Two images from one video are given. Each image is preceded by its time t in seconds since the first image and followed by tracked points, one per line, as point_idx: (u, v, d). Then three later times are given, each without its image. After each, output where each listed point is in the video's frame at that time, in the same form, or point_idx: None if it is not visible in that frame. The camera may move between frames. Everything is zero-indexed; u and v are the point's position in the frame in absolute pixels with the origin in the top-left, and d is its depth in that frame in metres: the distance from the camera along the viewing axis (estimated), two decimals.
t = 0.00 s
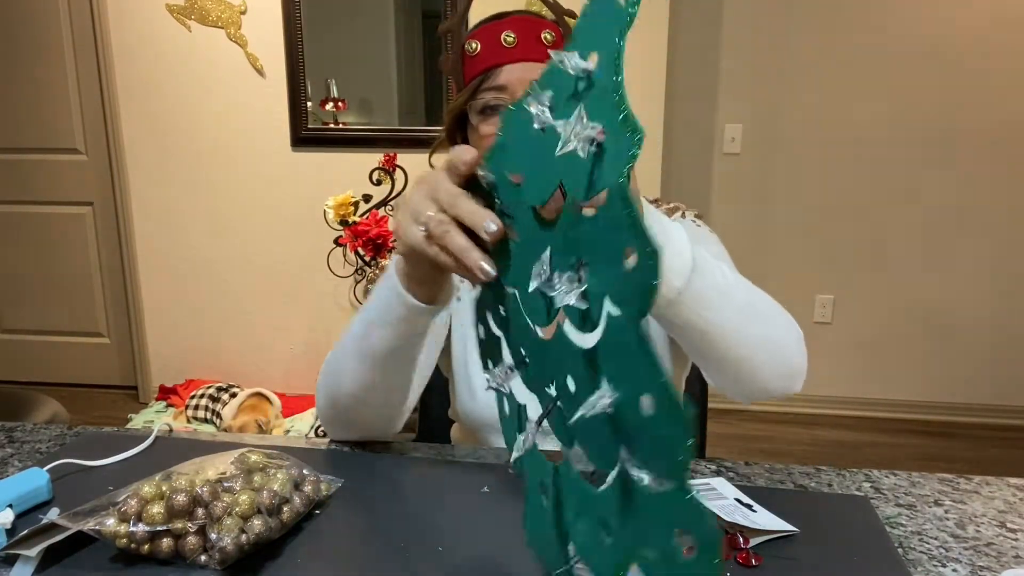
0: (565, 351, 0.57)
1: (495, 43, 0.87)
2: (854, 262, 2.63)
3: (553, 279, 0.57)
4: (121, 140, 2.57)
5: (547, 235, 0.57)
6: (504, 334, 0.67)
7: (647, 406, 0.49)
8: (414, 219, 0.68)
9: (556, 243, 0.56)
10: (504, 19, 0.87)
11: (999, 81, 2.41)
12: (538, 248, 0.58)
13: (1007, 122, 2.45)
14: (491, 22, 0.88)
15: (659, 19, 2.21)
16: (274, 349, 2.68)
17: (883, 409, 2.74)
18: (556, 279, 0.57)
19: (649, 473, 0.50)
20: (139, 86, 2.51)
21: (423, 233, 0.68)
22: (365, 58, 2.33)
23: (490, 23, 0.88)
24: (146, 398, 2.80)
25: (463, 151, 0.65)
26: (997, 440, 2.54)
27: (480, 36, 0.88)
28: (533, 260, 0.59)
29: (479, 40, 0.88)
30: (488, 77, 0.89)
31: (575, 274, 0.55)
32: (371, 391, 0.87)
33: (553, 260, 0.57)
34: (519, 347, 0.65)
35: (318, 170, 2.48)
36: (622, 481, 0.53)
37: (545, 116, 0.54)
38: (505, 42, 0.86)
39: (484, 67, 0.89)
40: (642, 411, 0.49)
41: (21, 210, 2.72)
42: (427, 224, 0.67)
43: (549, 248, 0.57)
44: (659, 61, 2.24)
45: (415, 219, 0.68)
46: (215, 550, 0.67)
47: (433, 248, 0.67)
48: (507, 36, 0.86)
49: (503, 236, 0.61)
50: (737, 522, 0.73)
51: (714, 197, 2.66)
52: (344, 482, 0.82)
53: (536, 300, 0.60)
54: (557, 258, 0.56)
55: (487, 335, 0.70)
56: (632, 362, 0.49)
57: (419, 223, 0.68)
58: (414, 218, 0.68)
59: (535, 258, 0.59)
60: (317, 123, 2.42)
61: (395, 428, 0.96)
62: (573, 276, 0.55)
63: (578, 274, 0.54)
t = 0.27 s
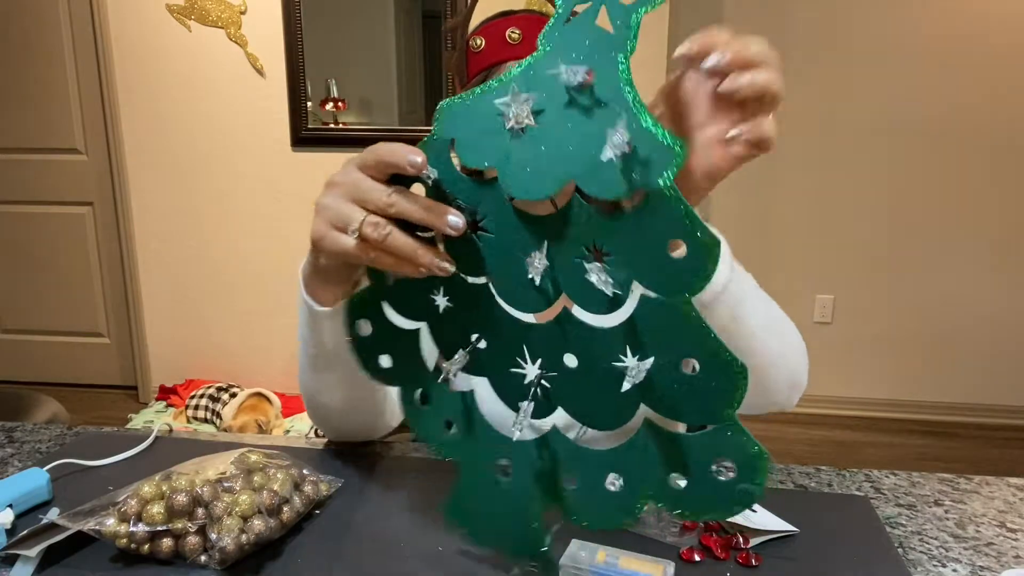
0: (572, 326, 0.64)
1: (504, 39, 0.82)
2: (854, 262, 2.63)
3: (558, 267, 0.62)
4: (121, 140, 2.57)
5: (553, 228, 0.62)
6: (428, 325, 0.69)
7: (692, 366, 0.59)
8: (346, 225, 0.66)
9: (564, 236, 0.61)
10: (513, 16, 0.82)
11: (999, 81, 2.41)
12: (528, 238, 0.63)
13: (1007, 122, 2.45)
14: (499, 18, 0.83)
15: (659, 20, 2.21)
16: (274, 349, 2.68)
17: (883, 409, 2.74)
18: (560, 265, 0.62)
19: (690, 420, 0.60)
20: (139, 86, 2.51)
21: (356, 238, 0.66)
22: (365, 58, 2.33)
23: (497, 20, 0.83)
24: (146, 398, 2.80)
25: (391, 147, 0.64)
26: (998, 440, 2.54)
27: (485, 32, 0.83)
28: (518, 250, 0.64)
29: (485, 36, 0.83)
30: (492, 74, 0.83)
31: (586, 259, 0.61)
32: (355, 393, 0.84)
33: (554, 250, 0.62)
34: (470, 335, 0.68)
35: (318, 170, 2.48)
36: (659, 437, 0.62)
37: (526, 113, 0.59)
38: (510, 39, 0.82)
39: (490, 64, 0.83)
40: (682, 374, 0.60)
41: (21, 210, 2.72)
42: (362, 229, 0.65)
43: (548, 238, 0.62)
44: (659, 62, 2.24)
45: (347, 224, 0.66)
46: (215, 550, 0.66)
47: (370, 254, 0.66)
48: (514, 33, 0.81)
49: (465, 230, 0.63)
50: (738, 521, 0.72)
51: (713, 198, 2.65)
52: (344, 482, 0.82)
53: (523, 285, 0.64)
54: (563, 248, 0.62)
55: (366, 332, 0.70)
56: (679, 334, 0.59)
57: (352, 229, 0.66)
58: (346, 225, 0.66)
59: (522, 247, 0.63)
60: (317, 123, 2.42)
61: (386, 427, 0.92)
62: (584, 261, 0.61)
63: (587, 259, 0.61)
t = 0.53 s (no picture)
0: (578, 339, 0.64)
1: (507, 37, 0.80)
2: (854, 262, 2.63)
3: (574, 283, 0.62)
4: (121, 141, 2.57)
5: (569, 246, 0.61)
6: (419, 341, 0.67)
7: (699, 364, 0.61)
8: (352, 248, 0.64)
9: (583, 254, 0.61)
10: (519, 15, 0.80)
11: (999, 81, 2.42)
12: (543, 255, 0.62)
13: (1007, 123, 2.45)
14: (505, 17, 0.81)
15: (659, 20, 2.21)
16: (274, 349, 2.68)
17: (883, 410, 2.74)
18: (575, 281, 0.62)
19: (693, 413, 0.62)
20: (139, 86, 2.51)
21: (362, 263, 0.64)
22: (365, 58, 2.33)
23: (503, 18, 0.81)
24: (146, 397, 2.80)
25: (402, 176, 0.61)
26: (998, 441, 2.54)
27: (490, 31, 0.81)
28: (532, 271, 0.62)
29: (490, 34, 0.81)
30: (497, 73, 0.82)
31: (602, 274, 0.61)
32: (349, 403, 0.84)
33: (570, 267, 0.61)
34: (468, 349, 0.66)
35: (318, 170, 2.48)
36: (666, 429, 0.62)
37: (540, 138, 0.58)
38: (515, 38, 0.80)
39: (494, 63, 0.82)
40: (689, 371, 0.61)
41: (21, 210, 2.72)
42: (368, 253, 0.63)
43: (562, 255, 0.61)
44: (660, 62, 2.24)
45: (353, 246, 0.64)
46: (215, 550, 0.66)
47: (376, 278, 0.64)
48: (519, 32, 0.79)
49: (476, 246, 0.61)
50: (737, 520, 0.73)
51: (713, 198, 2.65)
52: (343, 482, 0.82)
53: (535, 303, 0.63)
54: (580, 266, 0.61)
55: (349, 350, 0.69)
56: (689, 334, 0.60)
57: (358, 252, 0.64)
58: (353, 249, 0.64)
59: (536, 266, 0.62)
60: (317, 123, 2.42)
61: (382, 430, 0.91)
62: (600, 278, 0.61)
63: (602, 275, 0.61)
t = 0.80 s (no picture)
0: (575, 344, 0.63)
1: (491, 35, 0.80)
2: (854, 262, 2.63)
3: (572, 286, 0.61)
4: (121, 141, 2.57)
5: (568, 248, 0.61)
6: (404, 363, 0.65)
7: (696, 361, 0.61)
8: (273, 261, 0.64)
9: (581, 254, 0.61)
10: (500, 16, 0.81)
11: (999, 81, 2.41)
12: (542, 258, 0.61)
13: (1007, 123, 2.45)
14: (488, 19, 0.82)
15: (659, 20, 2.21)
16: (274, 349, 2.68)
17: (883, 409, 2.74)
18: (574, 283, 0.61)
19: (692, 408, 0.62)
20: (139, 86, 2.51)
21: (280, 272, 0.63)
22: (365, 58, 2.33)
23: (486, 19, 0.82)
24: (146, 397, 2.80)
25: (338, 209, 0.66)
26: (998, 441, 2.54)
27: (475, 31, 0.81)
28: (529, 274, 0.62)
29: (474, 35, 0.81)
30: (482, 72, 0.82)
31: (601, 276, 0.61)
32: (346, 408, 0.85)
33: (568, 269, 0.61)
34: (460, 366, 0.65)
35: (318, 170, 2.48)
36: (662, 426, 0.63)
37: (537, 140, 0.58)
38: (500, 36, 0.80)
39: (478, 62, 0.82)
40: (688, 368, 0.62)
41: (21, 211, 2.72)
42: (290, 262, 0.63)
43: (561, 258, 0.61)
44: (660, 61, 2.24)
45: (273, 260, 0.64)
46: (215, 550, 0.66)
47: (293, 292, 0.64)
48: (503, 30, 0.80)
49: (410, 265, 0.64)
50: (738, 521, 0.72)
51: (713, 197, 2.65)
52: (343, 482, 0.82)
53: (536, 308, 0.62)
54: (579, 267, 0.61)
55: (329, 378, 0.66)
56: (686, 330, 0.61)
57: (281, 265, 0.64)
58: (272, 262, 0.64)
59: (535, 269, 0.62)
60: (316, 123, 2.43)
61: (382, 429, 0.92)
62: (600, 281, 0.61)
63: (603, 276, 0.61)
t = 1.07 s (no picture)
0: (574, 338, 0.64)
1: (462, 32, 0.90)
2: (854, 262, 2.63)
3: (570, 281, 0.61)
4: (121, 141, 2.57)
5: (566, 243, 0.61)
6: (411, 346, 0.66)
7: (697, 361, 0.61)
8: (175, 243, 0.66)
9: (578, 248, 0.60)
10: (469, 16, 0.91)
11: (999, 81, 2.41)
12: (539, 251, 0.61)
13: (1007, 123, 2.45)
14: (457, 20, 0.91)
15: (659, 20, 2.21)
16: (274, 349, 2.68)
17: (883, 409, 2.74)
18: (572, 278, 0.61)
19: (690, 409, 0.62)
20: (139, 86, 2.51)
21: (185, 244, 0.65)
22: (365, 58, 2.33)
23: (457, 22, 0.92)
24: (146, 397, 2.80)
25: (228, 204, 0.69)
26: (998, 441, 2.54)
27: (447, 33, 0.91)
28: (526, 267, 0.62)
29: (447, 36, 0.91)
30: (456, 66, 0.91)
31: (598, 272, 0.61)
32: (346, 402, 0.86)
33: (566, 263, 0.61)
34: (463, 352, 0.66)
35: (318, 170, 2.48)
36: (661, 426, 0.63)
37: (537, 135, 0.58)
38: (470, 31, 0.89)
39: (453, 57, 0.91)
40: (687, 367, 0.61)
41: (21, 211, 2.72)
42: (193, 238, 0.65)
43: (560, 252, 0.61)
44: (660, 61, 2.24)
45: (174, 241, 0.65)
46: (214, 550, 0.66)
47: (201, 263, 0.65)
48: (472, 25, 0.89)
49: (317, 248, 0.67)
50: (739, 522, 0.72)
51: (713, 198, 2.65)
52: (343, 482, 0.82)
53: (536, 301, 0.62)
54: (576, 261, 0.61)
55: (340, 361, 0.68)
56: (684, 327, 0.61)
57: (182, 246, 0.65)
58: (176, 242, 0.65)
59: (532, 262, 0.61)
60: (316, 123, 2.43)
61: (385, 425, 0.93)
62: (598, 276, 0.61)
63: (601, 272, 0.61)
